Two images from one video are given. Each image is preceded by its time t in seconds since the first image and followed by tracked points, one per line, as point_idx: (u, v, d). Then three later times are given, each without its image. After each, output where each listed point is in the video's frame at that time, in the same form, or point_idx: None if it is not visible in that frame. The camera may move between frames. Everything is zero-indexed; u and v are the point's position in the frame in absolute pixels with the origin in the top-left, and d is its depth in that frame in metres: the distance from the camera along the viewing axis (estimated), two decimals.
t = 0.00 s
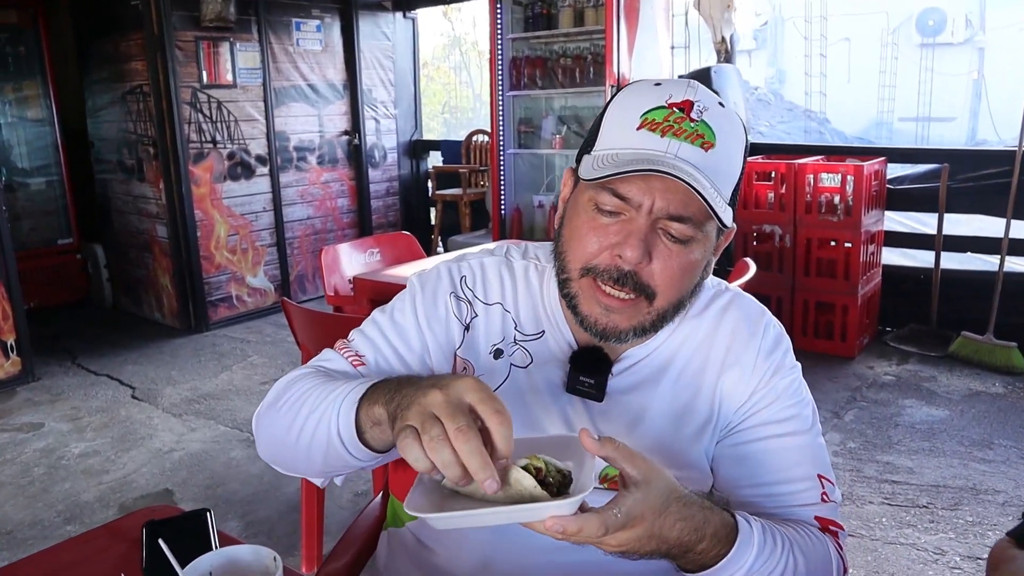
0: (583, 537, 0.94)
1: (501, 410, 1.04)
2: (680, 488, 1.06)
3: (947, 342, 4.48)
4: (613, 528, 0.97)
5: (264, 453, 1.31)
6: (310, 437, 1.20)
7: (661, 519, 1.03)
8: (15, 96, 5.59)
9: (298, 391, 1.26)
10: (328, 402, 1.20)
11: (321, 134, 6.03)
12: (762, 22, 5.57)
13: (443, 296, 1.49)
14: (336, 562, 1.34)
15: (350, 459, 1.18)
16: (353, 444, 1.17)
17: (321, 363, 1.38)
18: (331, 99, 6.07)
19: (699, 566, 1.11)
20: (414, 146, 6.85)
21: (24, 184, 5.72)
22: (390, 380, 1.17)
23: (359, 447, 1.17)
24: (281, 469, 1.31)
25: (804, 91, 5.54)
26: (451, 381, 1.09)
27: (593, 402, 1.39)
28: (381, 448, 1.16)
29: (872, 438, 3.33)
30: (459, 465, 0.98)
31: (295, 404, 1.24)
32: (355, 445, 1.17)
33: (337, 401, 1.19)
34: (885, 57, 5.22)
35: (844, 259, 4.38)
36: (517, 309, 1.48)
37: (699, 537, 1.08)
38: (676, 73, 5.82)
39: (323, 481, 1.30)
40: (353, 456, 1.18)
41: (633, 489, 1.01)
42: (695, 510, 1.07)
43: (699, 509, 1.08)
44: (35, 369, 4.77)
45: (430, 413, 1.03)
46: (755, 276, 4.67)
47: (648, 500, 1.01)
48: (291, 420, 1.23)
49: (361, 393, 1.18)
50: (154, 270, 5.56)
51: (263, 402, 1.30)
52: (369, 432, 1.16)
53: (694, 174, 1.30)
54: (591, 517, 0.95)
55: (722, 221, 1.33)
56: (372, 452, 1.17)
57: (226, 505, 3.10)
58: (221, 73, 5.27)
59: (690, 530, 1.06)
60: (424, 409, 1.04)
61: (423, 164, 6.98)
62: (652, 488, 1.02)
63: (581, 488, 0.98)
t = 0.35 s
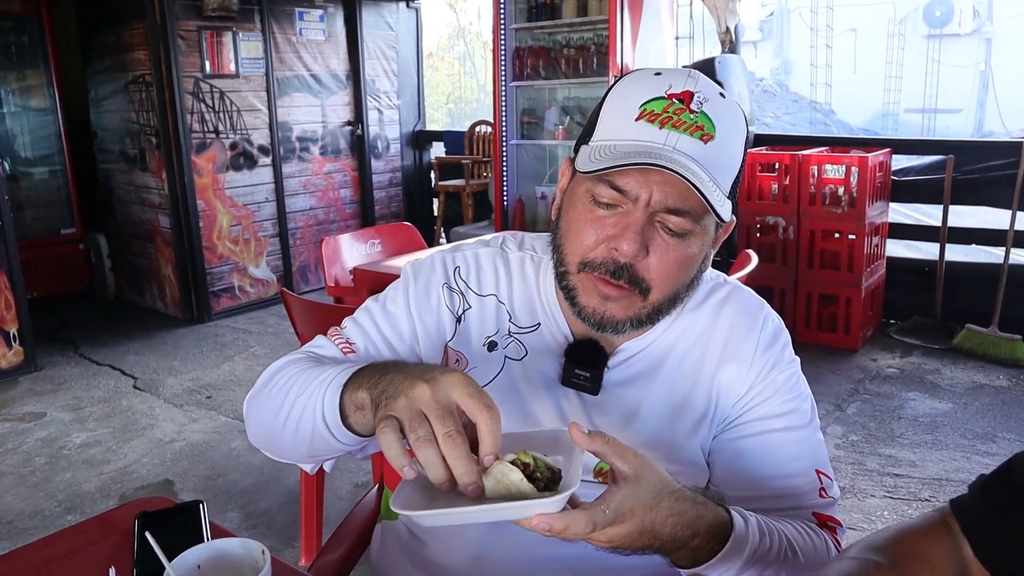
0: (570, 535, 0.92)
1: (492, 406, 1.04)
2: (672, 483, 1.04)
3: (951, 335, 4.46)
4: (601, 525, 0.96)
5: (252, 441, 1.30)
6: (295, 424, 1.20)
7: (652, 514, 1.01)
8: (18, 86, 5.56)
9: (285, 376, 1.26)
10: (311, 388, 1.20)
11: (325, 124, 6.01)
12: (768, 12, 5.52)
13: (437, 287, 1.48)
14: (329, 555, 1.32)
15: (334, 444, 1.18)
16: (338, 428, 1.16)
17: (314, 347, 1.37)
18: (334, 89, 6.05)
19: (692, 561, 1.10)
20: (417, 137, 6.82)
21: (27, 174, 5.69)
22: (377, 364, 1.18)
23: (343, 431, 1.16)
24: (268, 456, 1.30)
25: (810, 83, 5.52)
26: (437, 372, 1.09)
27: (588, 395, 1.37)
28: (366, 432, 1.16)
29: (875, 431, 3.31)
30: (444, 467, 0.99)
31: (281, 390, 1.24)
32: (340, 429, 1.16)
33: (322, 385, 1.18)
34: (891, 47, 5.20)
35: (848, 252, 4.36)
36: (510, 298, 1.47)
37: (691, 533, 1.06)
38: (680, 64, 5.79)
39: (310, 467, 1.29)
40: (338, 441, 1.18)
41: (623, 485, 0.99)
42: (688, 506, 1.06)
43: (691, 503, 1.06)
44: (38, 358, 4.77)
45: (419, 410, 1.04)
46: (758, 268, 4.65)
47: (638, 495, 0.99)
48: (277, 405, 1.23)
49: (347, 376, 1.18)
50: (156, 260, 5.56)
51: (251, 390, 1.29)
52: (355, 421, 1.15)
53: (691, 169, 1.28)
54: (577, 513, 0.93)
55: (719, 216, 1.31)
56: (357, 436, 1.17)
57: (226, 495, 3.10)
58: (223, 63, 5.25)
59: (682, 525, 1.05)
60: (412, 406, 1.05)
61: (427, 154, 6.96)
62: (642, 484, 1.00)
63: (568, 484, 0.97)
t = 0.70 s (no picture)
0: (565, 533, 0.91)
1: (464, 364, 1.03)
2: (667, 480, 1.05)
3: (952, 339, 4.45)
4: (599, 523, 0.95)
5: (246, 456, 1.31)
6: (285, 434, 1.20)
7: (648, 512, 1.02)
8: (21, 88, 5.57)
9: (275, 388, 1.26)
10: (299, 396, 1.20)
11: (325, 127, 6.02)
12: (769, 15, 5.53)
13: (435, 291, 1.48)
14: (323, 560, 1.31)
15: (325, 453, 1.18)
16: (325, 437, 1.16)
17: (312, 357, 1.36)
18: (335, 92, 6.06)
19: (683, 561, 1.13)
20: (418, 140, 6.82)
21: (29, 175, 5.71)
22: (354, 367, 1.17)
23: (330, 439, 1.16)
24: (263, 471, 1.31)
25: (812, 85, 5.44)
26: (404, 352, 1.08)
27: (583, 401, 1.36)
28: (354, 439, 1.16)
29: (874, 435, 3.31)
30: (434, 438, 0.97)
31: (269, 401, 1.24)
32: (327, 438, 1.16)
33: (307, 393, 1.19)
34: (893, 49, 5.25)
35: (849, 255, 4.35)
36: (504, 304, 1.47)
37: (685, 532, 1.08)
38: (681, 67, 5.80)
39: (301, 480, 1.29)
40: (328, 450, 1.18)
41: (621, 481, 0.99)
42: (684, 504, 1.07)
43: (687, 503, 1.08)
44: (39, 360, 4.78)
45: (395, 389, 1.03)
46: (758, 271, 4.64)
47: (634, 491, 0.99)
48: (267, 417, 1.23)
49: (330, 382, 1.18)
50: (157, 262, 5.57)
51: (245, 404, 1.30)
52: (337, 425, 1.15)
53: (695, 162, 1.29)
54: (576, 511, 0.91)
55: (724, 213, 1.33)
56: (343, 443, 1.17)
57: (224, 498, 3.10)
58: (225, 66, 5.26)
59: (677, 524, 1.07)
60: (386, 388, 1.03)
61: (428, 157, 6.96)
62: (640, 479, 1.00)
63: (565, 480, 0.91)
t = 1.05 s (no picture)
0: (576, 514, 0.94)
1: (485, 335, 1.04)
2: (687, 472, 1.05)
3: (952, 346, 4.44)
4: (611, 507, 0.97)
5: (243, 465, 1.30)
6: (287, 439, 1.20)
7: (662, 501, 1.03)
8: (23, 93, 5.59)
9: (270, 395, 1.26)
10: (299, 400, 1.20)
11: (326, 133, 6.03)
12: (771, 22, 5.62)
13: (427, 302, 1.47)
14: (317, 568, 1.31)
15: (330, 453, 1.18)
16: (331, 435, 1.17)
17: (302, 366, 1.36)
18: (336, 98, 6.07)
19: (699, 551, 1.15)
20: (419, 146, 6.82)
21: (31, 181, 5.73)
22: (355, 365, 1.17)
23: (337, 438, 1.17)
24: (261, 478, 1.31)
25: (812, 91, 5.53)
26: (413, 338, 1.07)
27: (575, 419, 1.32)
28: (361, 435, 1.17)
29: (874, 442, 3.30)
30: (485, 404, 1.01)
31: (267, 408, 1.24)
32: (333, 437, 1.17)
33: (308, 394, 1.19)
34: (894, 56, 5.24)
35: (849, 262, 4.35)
36: (500, 312, 1.47)
37: (700, 525, 1.10)
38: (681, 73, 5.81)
39: (304, 483, 1.29)
40: (334, 449, 1.18)
41: (637, 470, 1.00)
42: (700, 496, 1.08)
43: (704, 495, 1.08)
44: (39, 365, 4.78)
45: (427, 375, 1.02)
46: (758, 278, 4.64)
47: (649, 481, 1.00)
48: (267, 420, 1.23)
49: (330, 382, 1.18)
50: (158, 267, 5.58)
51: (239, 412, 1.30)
52: (345, 425, 1.16)
53: (687, 180, 1.28)
54: (586, 495, 0.94)
55: (715, 229, 1.32)
56: (351, 440, 1.17)
57: (223, 504, 3.09)
58: (226, 72, 5.27)
59: (693, 515, 1.08)
60: (418, 376, 1.03)
61: (428, 163, 6.97)
62: (657, 470, 1.00)
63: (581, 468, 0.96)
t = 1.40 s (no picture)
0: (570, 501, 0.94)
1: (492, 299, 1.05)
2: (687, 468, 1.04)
3: (953, 351, 4.43)
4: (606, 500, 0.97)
5: (237, 473, 1.28)
6: (291, 435, 1.19)
7: (660, 494, 1.02)
8: (24, 98, 5.61)
9: (267, 399, 1.25)
10: (302, 396, 1.19)
11: (326, 138, 6.03)
12: (772, 27, 5.58)
13: (419, 311, 1.45)
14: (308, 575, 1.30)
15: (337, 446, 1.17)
16: (340, 427, 1.16)
17: (293, 372, 1.35)
18: (336, 103, 6.07)
19: (698, 547, 1.14)
20: (419, 151, 6.84)
21: (31, 186, 5.74)
22: (360, 355, 1.17)
23: (346, 430, 1.16)
24: (259, 483, 1.28)
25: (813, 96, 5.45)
26: (424, 318, 1.05)
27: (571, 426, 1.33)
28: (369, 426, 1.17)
29: (874, 447, 3.29)
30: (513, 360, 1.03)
31: (266, 411, 1.23)
32: (341, 429, 1.16)
33: (313, 387, 1.18)
34: (895, 61, 5.24)
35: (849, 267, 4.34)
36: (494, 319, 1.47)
37: (700, 520, 1.10)
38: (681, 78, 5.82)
39: (308, 483, 1.27)
40: (340, 441, 1.17)
41: (635, 463, 1.00)
42: (700, 492, 1.07)
43: (703, 492, 1.07)
44: (38, 370, 4.78)
45: (455, 347, 1.02)
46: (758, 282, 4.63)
47: (647, 475, 0.99)
48: (269, 419, 1.22)
49: (335, 376, 1.17)
50: (158, 272, 5.57)
51: (232, 419, 1.28)
52: (357, 415, 1.15)
53: (668, 194, 1.27)
54: (580, 484, 0.94)
55: (695, 241, 1.29)
56: (361, 431, 1.17)
57: (221, 509, 3.08)
58: (227, 77, 5.28)
59: (691, 510, 1.07)
60: (444, 351, 1.03)
61: (429, 168, 6.98)
62: (653, 465, 1.00)
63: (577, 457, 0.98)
